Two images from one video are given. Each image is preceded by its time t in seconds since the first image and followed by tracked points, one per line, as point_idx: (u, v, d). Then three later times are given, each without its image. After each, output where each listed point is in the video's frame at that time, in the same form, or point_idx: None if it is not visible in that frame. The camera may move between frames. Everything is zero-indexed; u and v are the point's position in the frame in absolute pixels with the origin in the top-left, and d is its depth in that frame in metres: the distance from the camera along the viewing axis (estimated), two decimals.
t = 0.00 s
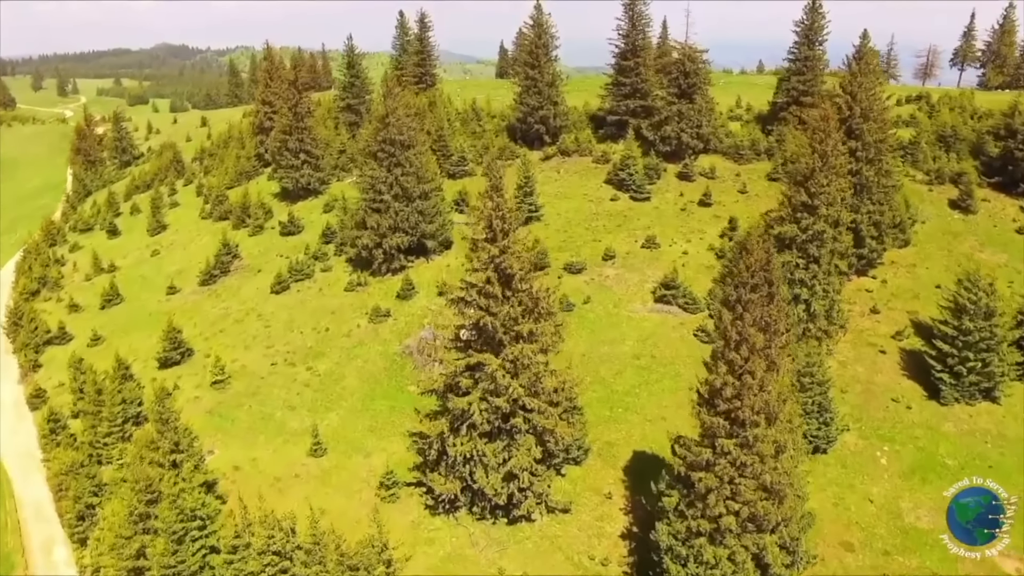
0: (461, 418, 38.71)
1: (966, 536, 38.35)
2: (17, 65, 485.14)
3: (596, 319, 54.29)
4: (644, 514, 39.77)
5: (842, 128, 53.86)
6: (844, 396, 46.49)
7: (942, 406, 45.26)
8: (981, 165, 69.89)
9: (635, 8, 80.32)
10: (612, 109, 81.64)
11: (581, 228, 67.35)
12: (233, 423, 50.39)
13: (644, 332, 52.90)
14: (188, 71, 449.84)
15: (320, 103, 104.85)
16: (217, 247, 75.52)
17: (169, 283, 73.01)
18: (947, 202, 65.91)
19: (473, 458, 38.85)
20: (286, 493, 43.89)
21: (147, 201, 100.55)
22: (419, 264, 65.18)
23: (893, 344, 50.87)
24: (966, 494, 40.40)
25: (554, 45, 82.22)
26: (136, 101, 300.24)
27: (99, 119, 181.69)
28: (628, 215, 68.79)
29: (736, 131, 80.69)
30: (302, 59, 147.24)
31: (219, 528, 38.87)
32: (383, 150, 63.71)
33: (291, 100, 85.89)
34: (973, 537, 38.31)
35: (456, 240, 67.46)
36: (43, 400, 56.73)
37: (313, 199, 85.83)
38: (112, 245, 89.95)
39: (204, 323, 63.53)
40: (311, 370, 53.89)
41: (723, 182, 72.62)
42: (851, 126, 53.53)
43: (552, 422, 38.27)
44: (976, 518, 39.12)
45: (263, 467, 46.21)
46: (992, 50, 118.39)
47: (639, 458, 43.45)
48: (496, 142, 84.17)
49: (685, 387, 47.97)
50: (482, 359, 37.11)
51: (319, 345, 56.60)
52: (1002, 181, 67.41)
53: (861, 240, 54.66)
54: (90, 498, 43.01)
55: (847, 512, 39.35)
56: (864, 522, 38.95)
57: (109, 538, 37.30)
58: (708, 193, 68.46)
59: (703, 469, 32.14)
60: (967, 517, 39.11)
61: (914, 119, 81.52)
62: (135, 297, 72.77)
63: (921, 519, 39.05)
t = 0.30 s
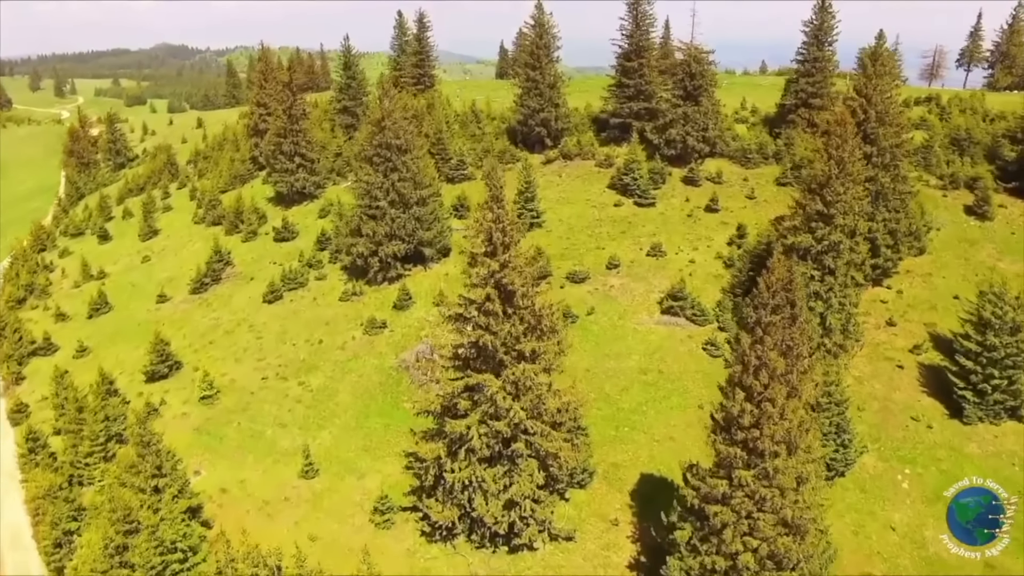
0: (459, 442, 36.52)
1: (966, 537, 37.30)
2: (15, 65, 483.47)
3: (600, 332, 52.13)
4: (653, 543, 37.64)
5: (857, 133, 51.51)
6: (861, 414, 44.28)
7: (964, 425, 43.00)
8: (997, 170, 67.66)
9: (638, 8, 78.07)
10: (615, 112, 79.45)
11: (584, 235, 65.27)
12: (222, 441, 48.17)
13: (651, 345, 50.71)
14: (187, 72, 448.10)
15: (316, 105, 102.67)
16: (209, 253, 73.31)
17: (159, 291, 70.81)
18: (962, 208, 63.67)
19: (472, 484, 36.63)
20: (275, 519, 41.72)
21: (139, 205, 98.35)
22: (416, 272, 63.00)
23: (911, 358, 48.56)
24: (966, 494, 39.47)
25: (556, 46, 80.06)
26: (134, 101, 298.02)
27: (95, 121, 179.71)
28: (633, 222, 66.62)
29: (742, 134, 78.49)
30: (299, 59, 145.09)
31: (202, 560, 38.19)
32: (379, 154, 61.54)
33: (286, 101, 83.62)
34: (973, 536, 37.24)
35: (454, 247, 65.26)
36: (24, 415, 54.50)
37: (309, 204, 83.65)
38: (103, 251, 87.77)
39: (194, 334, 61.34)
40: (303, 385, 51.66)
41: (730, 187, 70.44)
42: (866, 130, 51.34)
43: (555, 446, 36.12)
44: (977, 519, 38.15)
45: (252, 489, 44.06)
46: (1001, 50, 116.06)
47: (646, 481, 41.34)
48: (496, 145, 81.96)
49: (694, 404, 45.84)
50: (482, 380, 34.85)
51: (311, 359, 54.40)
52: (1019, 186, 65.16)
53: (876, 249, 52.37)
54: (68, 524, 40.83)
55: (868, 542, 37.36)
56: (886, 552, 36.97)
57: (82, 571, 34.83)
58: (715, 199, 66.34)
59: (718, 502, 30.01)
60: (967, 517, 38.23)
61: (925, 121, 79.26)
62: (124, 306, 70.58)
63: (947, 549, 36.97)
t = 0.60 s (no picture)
0: (457, 468, 34.34)
1: (966, 537, 36.84)
2: (14, 65, 481.65)
3: (604, 345, 49.99)
4: None
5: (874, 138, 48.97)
6: (880, 434, 42.10)
7: (990, 446, 40.79)
8: (1013, 175, 65.56)
9: (642, 7, 75.77)
10: (618, 114, 77.25)
11: (587, 242, 63.14)
12: (209, 460, 45.94)
13: (658, 360, 48.51)
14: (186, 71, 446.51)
15: (312, 106, 100.46)
16: (200, 260, 71.09)
17: (148, 299, 68.55)
18: (978, 214, 61.55)
19: (470, 513, 34.39)
20: (264, 546, 39.57)
21: (131, 208, 96.04)
22: (413, 281, 60.83)
23: (931, 373, 46.27)
24: (966, 494, 38.82)
25: (558, 47, 77.88)
26: (131, 101, 295.60)
27: (90, 122, 177.55)
28: (637, 228, 64.45)
29: (749, 137, 76.29)
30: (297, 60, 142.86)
31: None
32: (375, 159, 59.25)
33: (280, 103, 81.31)
34: (973, 536, 36.87)
35: (452, 255, 63.09)
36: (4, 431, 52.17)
37: (303, 208, 81.50)
38: (93, 256, 85.53)
39: (183, 346, 59.13)
40: (295, 401, 49.45)
41: (737, 192, 68.28)
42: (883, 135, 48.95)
43: (559, 473, 33.96)
44: (977, 518, 37.67)
45: (240, 514, 41.87)
46: (1009, 51, 113.94)
47: (655, 507, 39.10)
48: (496, 148, 79.74)
49: (704, 423, 43.66)
50: (481, 404, 32.65)
51: (304, 373, 52.23)
52: None
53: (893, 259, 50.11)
54: (43, 552, 38.58)
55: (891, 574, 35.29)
56: None
57: None
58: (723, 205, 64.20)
59: (736, 540, 27.84)
60: (966, 517, 37.72)
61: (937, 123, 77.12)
62: (112, 315, 68.33)
63: None
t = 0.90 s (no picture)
0: (455, 497, 32.22)
1: (964, 536, 36.09)
2: (12, 65, 479.40)
3: (609, 360, 47.94)
4: None
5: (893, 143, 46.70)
6: (900, 456, 39.97)
7: (1017, 470, 38.67)
8: None
9: (647, 6, 73.46)
10: (621, 116, 75.08)
11: (590, 249, 61.00)
12: (195, 482, 43.77)
13: (665, 376, 46.41)
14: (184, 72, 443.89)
15: (309, 108, 98.25)
16: (191, 267, 68.92)
17: (137, 308, 66.37)
18: (996, 221, 59.40)
19: (469, 546, 32.20)
20: None
21: (123, 212, 93.87)
22: (410, 290, 58.68)
23: (951, 390, 44.17)
24: (966, 494, 37.96)
25: (560, 48, 75.65)
26: (129, 101, 293.35)
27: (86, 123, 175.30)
28: (642, 235, 62.34)
29: (757, 140, 74.12)
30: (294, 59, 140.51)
31: None
32: (370, 164, 56.99)
33: (274, 105, 79.07)
34: (972, 535, 36.07)
35: (451, 263, 60.98)
36: None
37: (298, 213, 79.34)
38: (82, 262, 83.33)
39: (171, 358, 56.96)
40: (286, 419, 47.33)
41: (745, 198, 66.10)
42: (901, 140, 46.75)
43: (563, 505, 31.81)
44: (977, 517, 36.87)
45: (226, 541, 39.72)
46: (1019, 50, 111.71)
47: (664, 536, 36.96)
48: (496, 152, 77.56)
49: (715, 444, 41.56)
50: (480, 431, 30.52)
51: (296, 388, 50.09)
52: None
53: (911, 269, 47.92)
54: None
55: None
56: None
57: None
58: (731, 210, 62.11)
59: None
60: (966, 517, 36.93)
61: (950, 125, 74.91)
62: (99, 325, 66.14)
63: None
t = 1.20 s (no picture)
0: (453, 531, 30.03)
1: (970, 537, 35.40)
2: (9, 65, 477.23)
3: (615, 376, 45.81)
4: None
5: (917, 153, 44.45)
6: (924, 480, 37.84)
7: None
8: None
9: (652, 5, 71.10)
10: (625, 119, 72.94)
11: (594, 257, 58.90)
12: (180, 505, 41.59)
13: (674, 393, 44.27)
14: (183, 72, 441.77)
15: (305, 110, 96.14)
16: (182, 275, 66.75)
17: (126, 317, 64.17)
18: (1014, 228, 57.32)
19: None
20: None
21: (115, 216, 91.64)
22: (408, 300, 56.59)
23: (975, 409, 42.04)
24: (965, 494, 37.27)
25: (562, 48, 73.43)
26: (127, 102, 291.10)
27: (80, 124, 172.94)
28: (648, 242, 60.25)
29: (765, 143, 71.98)
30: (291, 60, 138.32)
31: None
32: (365, 169, 54.77)
33: (269, 108, 76.84)
34: (975, 535, 35.47)
35: (450, 271, 58.93)
36: None
37: (293, 219, 77.20)
38: (72, 269, 81.10)
39: (159, 371, 54.75)
40: (277, 438, 45.18)
41: (754, 204, 63.97)
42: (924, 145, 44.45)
43: (569, 540, 29.65)
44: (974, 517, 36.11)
45: (212, 570, 37.55)
46: None
47: (675, 567, 34.80)
48: (496, 155, 75.44)
49: (727, 467, 39.42)
50: (480, 462, 28.38)
51: (288, 404, 47.94)
52: None
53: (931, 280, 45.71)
54: None
55: None
56: None
57: None
58: (739, 215, 60.04)
59: None
60: (966, 517, 36.24)
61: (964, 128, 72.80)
62: (86, 335, 63.91)
63: None
